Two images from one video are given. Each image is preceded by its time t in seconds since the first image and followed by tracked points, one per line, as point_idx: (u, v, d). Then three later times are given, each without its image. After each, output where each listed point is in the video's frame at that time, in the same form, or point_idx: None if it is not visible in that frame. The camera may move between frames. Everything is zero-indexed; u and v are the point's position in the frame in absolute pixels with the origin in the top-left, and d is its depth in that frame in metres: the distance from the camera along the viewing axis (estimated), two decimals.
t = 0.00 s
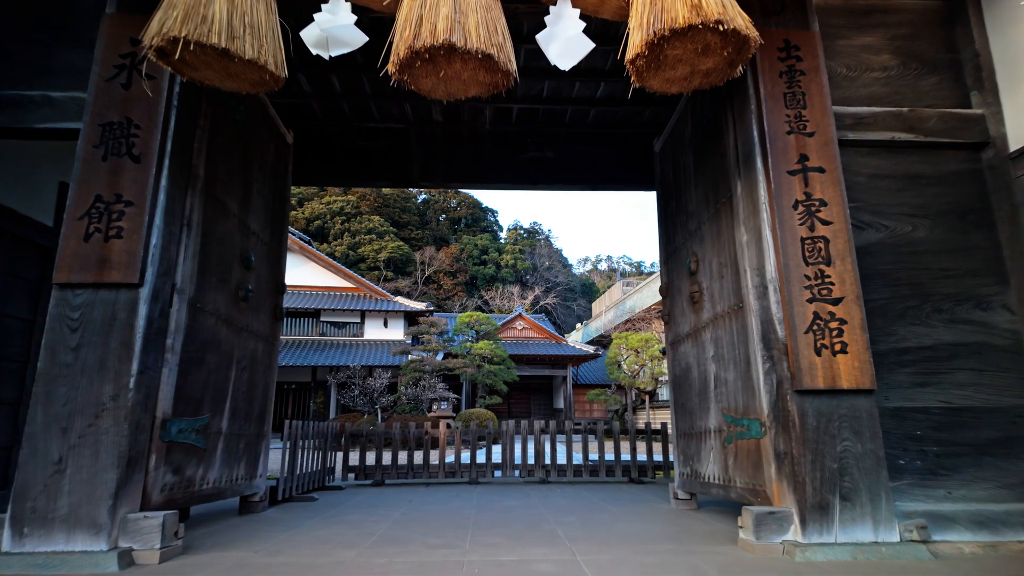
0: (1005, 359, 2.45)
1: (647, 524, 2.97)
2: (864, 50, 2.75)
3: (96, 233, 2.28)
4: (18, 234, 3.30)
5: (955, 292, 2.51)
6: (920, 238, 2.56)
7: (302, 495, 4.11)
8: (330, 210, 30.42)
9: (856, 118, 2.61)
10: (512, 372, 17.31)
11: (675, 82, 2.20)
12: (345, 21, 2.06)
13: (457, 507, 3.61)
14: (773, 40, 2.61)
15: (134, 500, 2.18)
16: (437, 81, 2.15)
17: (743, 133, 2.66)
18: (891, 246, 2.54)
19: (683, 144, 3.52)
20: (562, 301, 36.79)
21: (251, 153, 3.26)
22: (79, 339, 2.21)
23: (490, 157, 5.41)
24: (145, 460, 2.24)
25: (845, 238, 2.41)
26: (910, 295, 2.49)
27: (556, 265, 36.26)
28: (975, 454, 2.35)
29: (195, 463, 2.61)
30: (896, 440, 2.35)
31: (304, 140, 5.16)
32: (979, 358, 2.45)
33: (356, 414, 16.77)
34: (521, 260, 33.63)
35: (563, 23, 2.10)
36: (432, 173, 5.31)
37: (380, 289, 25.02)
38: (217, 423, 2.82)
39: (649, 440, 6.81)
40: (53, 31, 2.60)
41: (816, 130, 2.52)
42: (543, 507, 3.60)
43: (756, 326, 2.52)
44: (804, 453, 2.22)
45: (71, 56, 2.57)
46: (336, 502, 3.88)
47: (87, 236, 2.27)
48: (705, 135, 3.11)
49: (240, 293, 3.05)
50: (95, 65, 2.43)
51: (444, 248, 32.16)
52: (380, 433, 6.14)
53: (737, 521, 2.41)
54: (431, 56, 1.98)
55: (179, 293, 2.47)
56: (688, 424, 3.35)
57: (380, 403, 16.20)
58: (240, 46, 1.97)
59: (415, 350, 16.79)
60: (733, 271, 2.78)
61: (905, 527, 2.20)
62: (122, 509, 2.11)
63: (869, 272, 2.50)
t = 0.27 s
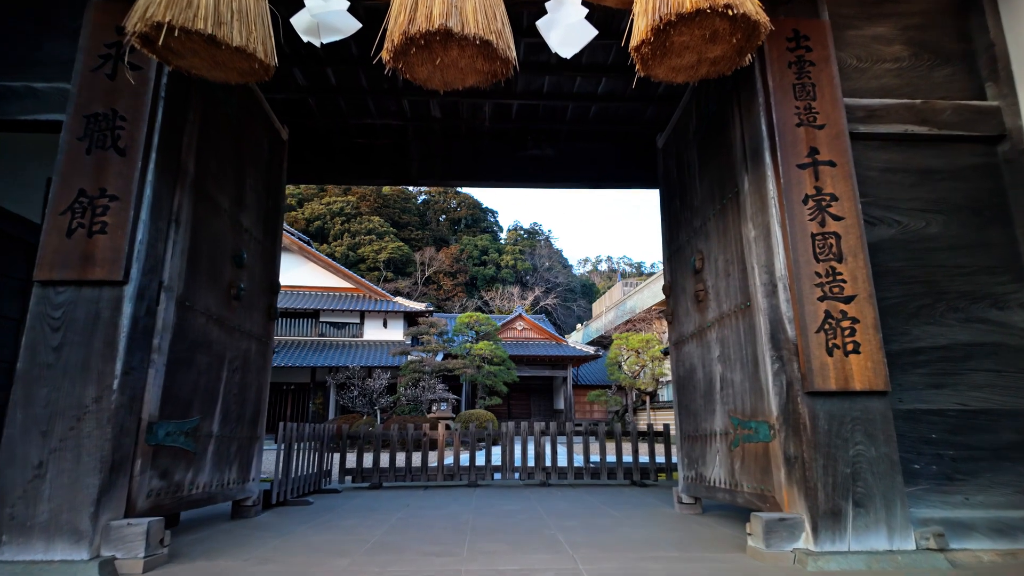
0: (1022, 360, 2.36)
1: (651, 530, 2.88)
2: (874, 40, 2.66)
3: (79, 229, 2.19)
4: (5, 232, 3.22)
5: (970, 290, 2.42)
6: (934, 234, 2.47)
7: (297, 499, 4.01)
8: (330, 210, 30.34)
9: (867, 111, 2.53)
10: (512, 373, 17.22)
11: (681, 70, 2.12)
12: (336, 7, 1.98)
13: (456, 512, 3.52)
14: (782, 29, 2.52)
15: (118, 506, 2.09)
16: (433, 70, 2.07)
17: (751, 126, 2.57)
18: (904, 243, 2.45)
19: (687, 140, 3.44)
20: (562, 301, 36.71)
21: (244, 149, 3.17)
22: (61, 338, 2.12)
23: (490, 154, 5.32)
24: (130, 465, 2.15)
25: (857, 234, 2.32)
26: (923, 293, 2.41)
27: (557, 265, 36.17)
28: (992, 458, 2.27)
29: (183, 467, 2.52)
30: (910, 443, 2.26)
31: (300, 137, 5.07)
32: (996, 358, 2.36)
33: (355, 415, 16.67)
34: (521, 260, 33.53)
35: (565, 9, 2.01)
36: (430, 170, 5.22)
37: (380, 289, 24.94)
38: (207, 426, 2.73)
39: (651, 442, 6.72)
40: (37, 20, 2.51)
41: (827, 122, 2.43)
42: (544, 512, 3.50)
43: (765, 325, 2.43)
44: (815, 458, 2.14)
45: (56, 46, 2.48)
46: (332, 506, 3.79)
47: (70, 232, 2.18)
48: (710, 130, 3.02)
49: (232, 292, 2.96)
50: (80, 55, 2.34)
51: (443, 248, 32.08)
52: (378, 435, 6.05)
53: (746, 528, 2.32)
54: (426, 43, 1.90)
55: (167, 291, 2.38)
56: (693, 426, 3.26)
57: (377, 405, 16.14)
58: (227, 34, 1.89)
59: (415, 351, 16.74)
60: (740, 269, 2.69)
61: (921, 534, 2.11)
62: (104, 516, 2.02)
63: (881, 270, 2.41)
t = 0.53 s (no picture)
0: None
1: (656, 536, 2.79)
2: (887, 30, 2.57)
3: (60, 224, 2.09)
4: None
5: (988, 288, 2.33)
6: (949, 230, 2.38)
7: (292, 502, 3.92)
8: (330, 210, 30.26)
9: (880, 102, 2.43)
10: (512, 373, 17.11)
11: (688, 58, 2.04)
12: None
13: (454, 517, 3.42)
14: (791, 18, 2.43)
15: (99, 514, 2.00)
16: (427, 57, 1.98)
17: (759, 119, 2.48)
18: (918, 240, 2.36)
19: (692, 134, 3.35)
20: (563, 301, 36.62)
21: (235, 144, 3.09)
22: (39, 338, 2.03)
23: (489, 151, 5.24)
24: (112, 471, 2.06)
25: (870, 230, 2.23)
26: (939, 291, 2.31)
27: (557, 265, 36.08)
28: (1011, 463, 2.18)
29: (170, 472, 2.42)
30: (927, 448, 2.17)
31: (296, 134, 4.98)
32: (1015, 359, 2.27)
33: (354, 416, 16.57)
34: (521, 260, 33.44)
35: None
36: (429, 167, 5.13)
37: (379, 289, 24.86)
38: (195, 429, 2.64)
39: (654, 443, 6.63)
40: (19, 9, 2.42)
41: (838, 114, 2.34)
42: (545, 517, 3.41)
43: (775, 325, 2.34)
44: (828, 463, 2.04)
45: (39, 36, 2.40)
46: (327, 510, 3.69)
47: (49, 228, 2.08)
48: (717, 123, 2.93)
49: (222, 291, 2.87)
50: (61, 43, 2.25)
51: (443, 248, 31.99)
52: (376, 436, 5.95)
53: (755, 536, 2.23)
54: (421, 28, 1.81)
55: (152, 289, 2.29)
56: (698, 428, 3.17)
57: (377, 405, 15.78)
58: (212, 19, 1.80)
59: (415, 351, 16.66)
60: (747, 266, 2.60)
61: (939, 543, 2.02)
62: (84, 525, 1.93)
63: (895, 267, 2.32)
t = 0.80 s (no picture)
0: None
1: (660, 541, 2.72)
2: (898, 21, 2.50)
3: (45, 220, 2.02)
4: None
5: (1002, 286, 2.26)
6: (962, 226, 2.31)
7: (288, 505, 3.84)
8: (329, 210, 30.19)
9: (891, 95, 2.36)
10: (512, 373, 17.02)
11: (694, 49, 1.98)
12: None
13: (453, 520, 3.35)
14: (800, 8, 2.36)
15: (85, 520, 1.93)
16: (424, 45, 1.92)
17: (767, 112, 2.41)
18: (931, 236, 2.29)
19: (697, 129, 3.28)
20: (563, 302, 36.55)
21: (229, 139, 3.02)
22: (23, 337, 1.96)
23: (489, 149, 5.17)
24: (98, 475, 1.99)
25: (882, 226, 2.16)
26: (953, 289, 2.24)
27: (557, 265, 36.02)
28: None
29: (160, 475, 2.36)
30: (941, 451, 2.10)
31: (293, 132, 4.91)
32: None
33: (354, 416, 16.50)
34: (522, 260, 33.38)
35: None
36: (428, 165, 5.06)
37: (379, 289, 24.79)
38: (187, 431, 2.57)
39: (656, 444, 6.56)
40: None
41: (848, 107, 2.27)
42: (546, 521, 3.33)
43: (783, 323, 2.27)
44: (839, 467, 1.97)
45: (25, 27, 2.33)
46: (324, 513, 3.63)
47: (34, 223, 2.02)
48: (723, 118, 2.86)
49: (215, 289, 2.81)
50: (48, 34, 2.18)
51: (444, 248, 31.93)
52: (374, 437, 5.87)
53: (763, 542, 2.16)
54: (417, 15, 1.74)
55: (141, 287, 2.22)
56: (702, 430, 3.10)
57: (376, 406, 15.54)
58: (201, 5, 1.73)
59: (415, 351, 16.59)
60: (754, 264, 2.53)
61: (955, 550, 1.95)
62: (69, 531, 1.86)
63: (907, 264, 2.25)
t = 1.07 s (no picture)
0: None
1: (665, 546, 2.65)
2: (909, 12, 2.42)
3: (29, 215, 1.95)
4: None
5: (1018, 284, 2.19)
6: (977, 223, 2.24)
7: (284, 508, 3.76)
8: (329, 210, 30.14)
9: (902, 87, 2.29)
10: (512, 373, 16.92)
11: (703, 39, 1.93)
12: None
13: (453, 524, 3.28)
14: None
15: (70, 526, 1.86)
16: (421, 34, 1.85)
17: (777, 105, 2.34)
18: (944, 233, 2.22)
19: (702, 125, 3.22)
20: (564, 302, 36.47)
21: (222, 135, 2.96)
22: (7, 337, 1.89)
23: (489, 146, 5.10)
24: (85, 479, 1.92)
25: (895, 222, 2.09)
26: (968, 287, 2.17)
27: (557, 265, 35.95)
28: None
29: (150, 479, 2.28)
30: (957, 454, 2.02)
31: (291, 129, 4.85)
32: None
33: (354, 417, 16.43)
34: (522, 260, 33.31)
35: None
36: (427, 162, 4.99)
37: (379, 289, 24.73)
38: (179, 433, 2.50)
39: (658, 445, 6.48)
40: None
41: (859, 99, 2.20)
42: (547, 525, 3.26)
43: (792, 323, 2.20)
44: (852, 471, 1.90)
45: (12, 17, 2.27)
46: (321, 516, 3.56)
47: (18, 219, 1.95)
48: (730, 112, 2.80)
49: (208, 288, 2.74)
50: (34, 24, 2.10)
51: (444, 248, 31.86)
52: (373, 439, 5.80)
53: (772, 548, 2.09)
54: None
55: (130, 285, 2.15)
56: (707, 432, 3.04)
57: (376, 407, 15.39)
58: None
59: (415, 351, 16.53)
60: (761, 261, 2.47)
61: (973, 558, 1.88)
62: (52, 538, 1.79)
63: (920, 262, 2.18)
